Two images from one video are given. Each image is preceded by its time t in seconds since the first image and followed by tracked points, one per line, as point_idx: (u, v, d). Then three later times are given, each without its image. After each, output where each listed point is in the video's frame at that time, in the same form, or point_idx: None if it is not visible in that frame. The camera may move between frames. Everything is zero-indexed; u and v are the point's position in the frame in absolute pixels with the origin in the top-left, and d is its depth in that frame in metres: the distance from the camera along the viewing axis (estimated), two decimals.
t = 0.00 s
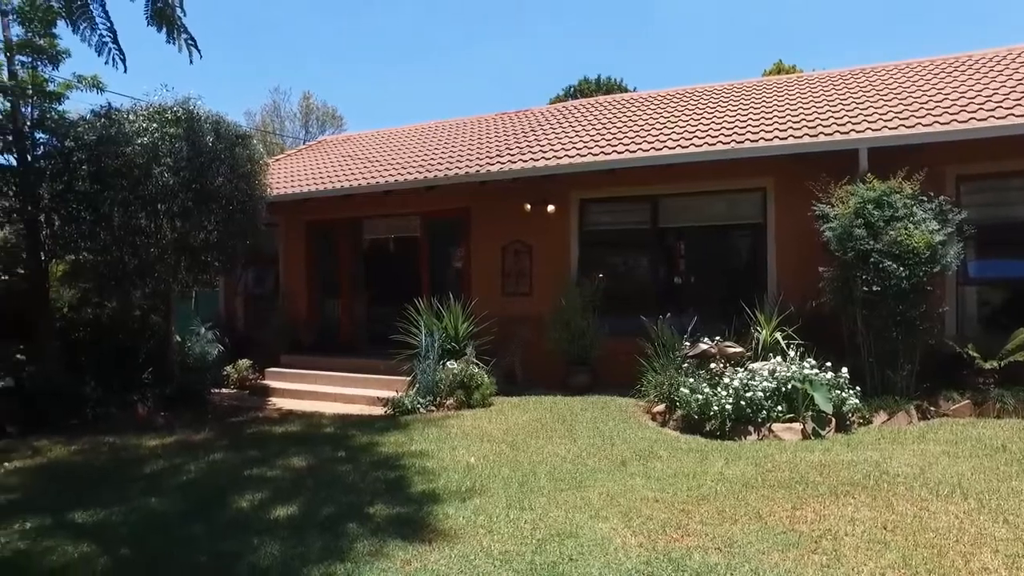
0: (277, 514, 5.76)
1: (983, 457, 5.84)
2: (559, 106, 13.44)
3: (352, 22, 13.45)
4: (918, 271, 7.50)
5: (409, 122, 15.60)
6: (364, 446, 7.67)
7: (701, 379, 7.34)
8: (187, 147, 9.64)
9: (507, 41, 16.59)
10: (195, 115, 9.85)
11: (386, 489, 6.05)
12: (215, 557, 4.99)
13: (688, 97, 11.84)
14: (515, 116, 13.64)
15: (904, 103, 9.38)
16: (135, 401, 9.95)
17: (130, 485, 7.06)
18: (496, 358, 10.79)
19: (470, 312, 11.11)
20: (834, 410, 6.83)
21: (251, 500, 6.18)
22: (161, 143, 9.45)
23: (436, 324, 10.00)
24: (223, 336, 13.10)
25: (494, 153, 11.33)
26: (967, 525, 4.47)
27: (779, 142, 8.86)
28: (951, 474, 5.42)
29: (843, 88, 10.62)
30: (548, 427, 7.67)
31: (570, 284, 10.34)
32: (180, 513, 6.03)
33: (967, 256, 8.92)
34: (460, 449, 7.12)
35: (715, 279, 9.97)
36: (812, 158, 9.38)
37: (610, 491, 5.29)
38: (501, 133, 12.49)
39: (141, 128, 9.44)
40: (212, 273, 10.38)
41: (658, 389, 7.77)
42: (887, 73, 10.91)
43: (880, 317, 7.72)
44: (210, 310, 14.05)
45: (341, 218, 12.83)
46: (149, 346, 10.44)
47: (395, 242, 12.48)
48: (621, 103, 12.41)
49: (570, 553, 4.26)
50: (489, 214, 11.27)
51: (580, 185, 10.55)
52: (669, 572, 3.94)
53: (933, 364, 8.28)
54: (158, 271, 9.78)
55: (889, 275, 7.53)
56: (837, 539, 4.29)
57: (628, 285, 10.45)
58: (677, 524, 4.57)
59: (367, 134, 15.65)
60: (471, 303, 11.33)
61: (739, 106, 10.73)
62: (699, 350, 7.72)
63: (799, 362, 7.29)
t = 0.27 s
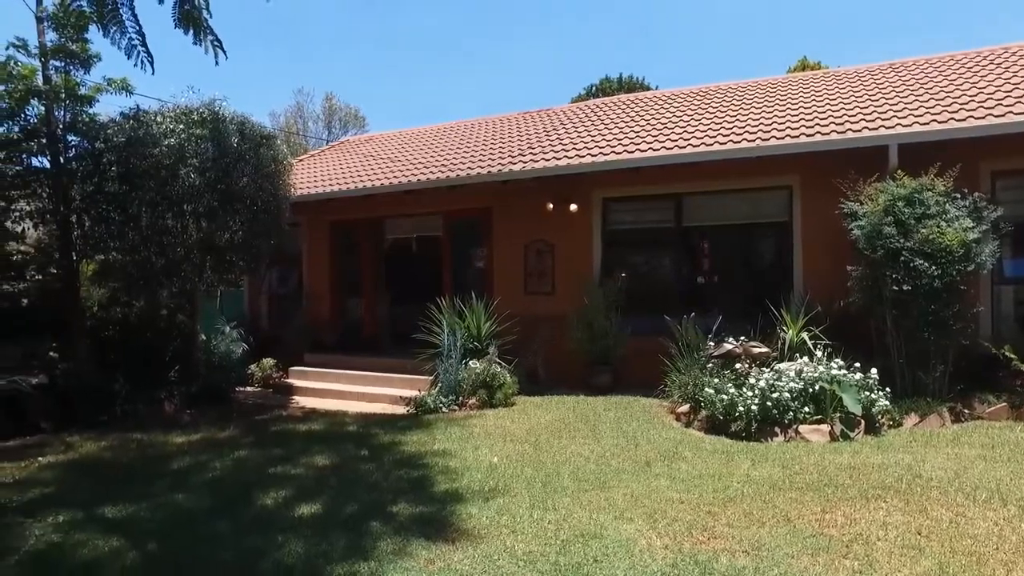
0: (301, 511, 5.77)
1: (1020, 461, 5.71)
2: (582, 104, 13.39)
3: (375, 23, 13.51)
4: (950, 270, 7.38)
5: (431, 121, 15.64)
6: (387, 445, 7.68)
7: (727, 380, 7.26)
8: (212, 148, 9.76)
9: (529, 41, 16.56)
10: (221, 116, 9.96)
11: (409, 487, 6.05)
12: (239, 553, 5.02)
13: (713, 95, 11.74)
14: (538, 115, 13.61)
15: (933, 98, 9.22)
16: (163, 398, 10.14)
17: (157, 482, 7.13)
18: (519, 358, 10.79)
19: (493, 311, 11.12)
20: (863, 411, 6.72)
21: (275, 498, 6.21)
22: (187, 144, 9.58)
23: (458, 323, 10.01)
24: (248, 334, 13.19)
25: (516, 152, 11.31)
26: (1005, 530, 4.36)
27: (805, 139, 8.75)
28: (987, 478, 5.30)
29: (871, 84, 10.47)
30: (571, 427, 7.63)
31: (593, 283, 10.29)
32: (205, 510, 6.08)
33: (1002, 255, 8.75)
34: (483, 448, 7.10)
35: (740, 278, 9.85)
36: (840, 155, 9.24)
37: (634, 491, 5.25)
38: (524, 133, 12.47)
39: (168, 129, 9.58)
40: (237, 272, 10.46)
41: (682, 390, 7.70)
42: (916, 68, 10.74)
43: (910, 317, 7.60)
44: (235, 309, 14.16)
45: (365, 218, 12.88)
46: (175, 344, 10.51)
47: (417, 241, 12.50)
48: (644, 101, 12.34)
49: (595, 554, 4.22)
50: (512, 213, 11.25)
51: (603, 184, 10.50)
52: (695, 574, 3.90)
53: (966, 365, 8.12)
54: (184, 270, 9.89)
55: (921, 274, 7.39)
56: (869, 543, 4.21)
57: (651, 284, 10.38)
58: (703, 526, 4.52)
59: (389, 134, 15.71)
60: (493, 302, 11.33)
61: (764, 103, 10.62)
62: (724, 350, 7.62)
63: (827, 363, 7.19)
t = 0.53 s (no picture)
0: (327, 510, 5.75)
1: None
2: (608, 102, 13.28)
3: (400, 23, 13.52)
4: (992, 268, 7.17)
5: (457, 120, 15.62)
6: (413, 445, 7.64)
7: (757, 381, 7.14)
8: (239, 147, 9.87)
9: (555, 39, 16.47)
10: (247, 116, 10.09)
11: (435, 487, 6.01)
12: (266, 552, 5.00)
13: (741, 91, 11.58)
14: (563, 113, 13.53)
15: (970, 91, 9.00)
16: (190, 396, 10.33)
17: (185, 479, 7.17)
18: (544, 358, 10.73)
19: (518, 310, 11.09)
20: (899, 414, 6.56)
21: (302, 496, 6.19)
22: (214, 144, 9.70)
23: (483, 323, 9.97)
24: (273, 333, 13.24)
25: (542, 150, 11.24)
26: None
27: (837, 134, 8.59)
28: None
29: (905, 78, 10.25)
30: (598, 428, 7.56)
31: (619, 282, 10.19)
32: (232, 508, 6.08)
33: None
34: (509, 449, 7.04)
35: (769, 278, 9.69)
36: (873, 150, 9.06)
37: (664, 494, 5.16)
38: (549, 131, 12.40)
39: (196, 130, 9.72)
40: (263, 271, 10.50)
41: (710, 391, 7.59)
42: (952, 61, 10.49)
43: (949, 317, 7.42)
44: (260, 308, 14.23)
45: (389, 216, 12.87)
46: (201, 343, 10.77)
47: (442, 240, 12.49)
48: (672, 98, 12.21)
49: (625, 558, 4.15)
50: (537, 211, 11.19)
51: (630, 182, 10.39)
52: None
53: (1006, 368, 7.90)
54: (211, 269, 9.96)
55: (960, 272, 7.20)
56: (912, 552, 4.08)
57: (679, 283, 10.26)
58: (736, 531, 4.42)
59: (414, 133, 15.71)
60: (518, 301, 11.29)
61: (795, 98, 10.45)
62: (754, 350, 7.50)
63: (861, 364, 7.04)
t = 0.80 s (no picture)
0: (355, 512, 5.70)
1: None
2: (635, 99, 13.14)
3: (425, 21, 13.48)
4: None
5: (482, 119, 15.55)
6: (439, 446, 7.58)
7: (791, 383, 6.99)
8: (265, 147, 9.87)
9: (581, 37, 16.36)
10: (273, 115, 10.09)
11: (463, 490, 5.93)
12: (294, 554, 4.96)
13: (771, 87, 11.40)
14: (590, 111, 13.41)
15: (1011, 84, 8.75)
16: (216, 395, 10.38)
17: (212, 478, 7.16)
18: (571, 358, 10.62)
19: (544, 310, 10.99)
20: (941, 418, 6.37)
21: (329, 498, 6.15)
22: (241, 144, 9.73)
23: (509, 322, 9.91)
24: (298, 333, 13.26)
25: (568, 148, 11.14)
26: None
27: (872, 130, 8.39)
28: None
29: (942, 71, 10.00)
30: (627, 430, 7.44)
31: (647, 281, 10.06)
32: (259, 508, 6.05)
33: None
34: (537, 451, 6.95)
35: (801, 277, 9.51)
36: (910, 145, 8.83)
37: (698, 499, 5.05)
38: (575, 129, 12.29)
39: (223, 130, 9.75)
40: (288, 271, 10.50)
41: (742, 393, 7.45)
42: (991, 54, 10.22)
43: (994, 318, 7.22)
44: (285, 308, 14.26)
45: (414, 216, 12.84)
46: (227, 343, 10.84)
47: (467, 240, 12.43)
48: (700, 95, 12.05)
49: (662, 565, 4.05)
50: (564, 209, 11.09)
51: (658, 180, 10.25)
52: None
53: None
54: (238, 269, 9.98)
55: (1007, 272, 7.01)
56: (965, 564, 3.92)
57: (707, 282, 10.10)
58: (776, 539, 4.30)
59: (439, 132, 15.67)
60: (545, 301, 11.19)
61: (827, 94, 10.26)
62: (786, 351, 7.36)
63: (900, 367, 6.88)
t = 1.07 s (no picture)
0: (382, 515, 5.64)
1: None
2: (662, 96, 12.98)
3: (450, 19, 13.42)
4: None
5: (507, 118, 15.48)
6: (466, 447, 7.50)
7: (826, 385, 6.84)
8: (290, 146, 9.87)
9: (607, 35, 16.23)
10: (298, 115, 10.09)
11: (492, 493, 5.85)
12: (322, 556, 4.90)
13: (802, 83, 11.20)
14: (616, 108, 13.27)
15: None
16: (242, 394, 10.43)
17: (239, 478, 7.15)
18: (598, 358, 10.51)
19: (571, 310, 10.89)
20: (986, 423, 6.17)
21: (356, 499, 6.10)
22: (268, 143, 9.75)
23: (535, 323, 9.84)
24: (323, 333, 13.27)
25: (595, 146, 11.02)
26: None
27: (910, 125, 8.17)
28: None
29: (980, 64, 9.74)
30: (656, 432, 7.32)
31: (675, 281, 9.92)
32: (286, 509, 6.02)
33: None
34: (565, 453, 6.86)
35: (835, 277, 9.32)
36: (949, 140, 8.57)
37: (734, 505, 4.93)
38: (602, 127, 12.17)
39: (249, 129, 9.80)
40: (314, 270, 10.49)
41: (774, 395, 7.31)
42: None
43: None
44: (310, 307, 14.27)
45: (439, 215, 12.78)
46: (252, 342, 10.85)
47: (492, 239, 12.36)
48: (729, 92, 11.87)
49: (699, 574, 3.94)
50: (590, 208, 10.97)
51: (686, 178, 10.10)
52: None
53: None
54: (264, 268, 9.98)
55: None
56: None
57: (737, 282, 9.96)
58: (817, 548, 4.17)
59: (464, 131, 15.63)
60: (571, 301, 11.09)
61: (860, 89, 10.04)
62: (821, 353, 7.17)
63: (942, 370, 6.71)
